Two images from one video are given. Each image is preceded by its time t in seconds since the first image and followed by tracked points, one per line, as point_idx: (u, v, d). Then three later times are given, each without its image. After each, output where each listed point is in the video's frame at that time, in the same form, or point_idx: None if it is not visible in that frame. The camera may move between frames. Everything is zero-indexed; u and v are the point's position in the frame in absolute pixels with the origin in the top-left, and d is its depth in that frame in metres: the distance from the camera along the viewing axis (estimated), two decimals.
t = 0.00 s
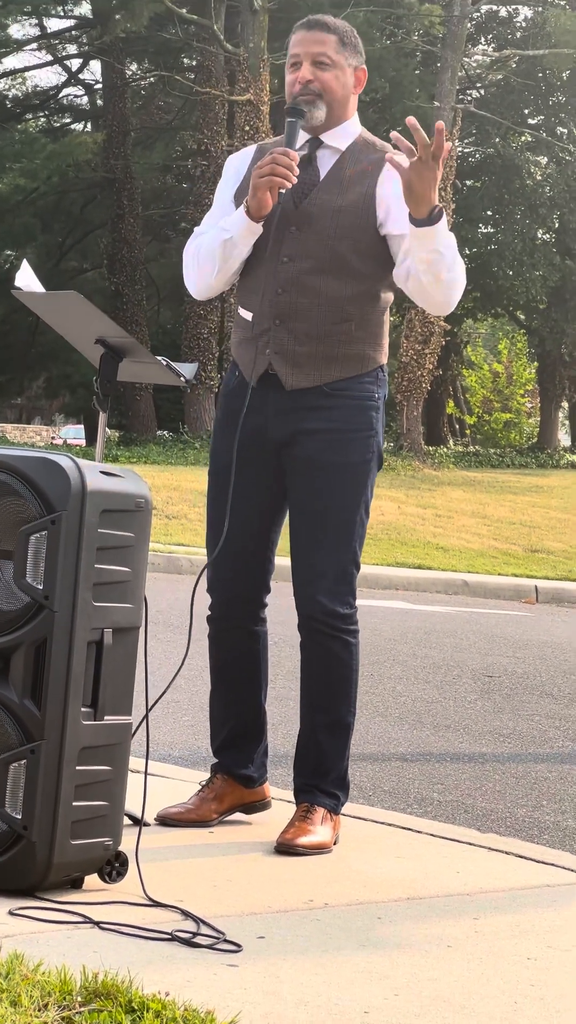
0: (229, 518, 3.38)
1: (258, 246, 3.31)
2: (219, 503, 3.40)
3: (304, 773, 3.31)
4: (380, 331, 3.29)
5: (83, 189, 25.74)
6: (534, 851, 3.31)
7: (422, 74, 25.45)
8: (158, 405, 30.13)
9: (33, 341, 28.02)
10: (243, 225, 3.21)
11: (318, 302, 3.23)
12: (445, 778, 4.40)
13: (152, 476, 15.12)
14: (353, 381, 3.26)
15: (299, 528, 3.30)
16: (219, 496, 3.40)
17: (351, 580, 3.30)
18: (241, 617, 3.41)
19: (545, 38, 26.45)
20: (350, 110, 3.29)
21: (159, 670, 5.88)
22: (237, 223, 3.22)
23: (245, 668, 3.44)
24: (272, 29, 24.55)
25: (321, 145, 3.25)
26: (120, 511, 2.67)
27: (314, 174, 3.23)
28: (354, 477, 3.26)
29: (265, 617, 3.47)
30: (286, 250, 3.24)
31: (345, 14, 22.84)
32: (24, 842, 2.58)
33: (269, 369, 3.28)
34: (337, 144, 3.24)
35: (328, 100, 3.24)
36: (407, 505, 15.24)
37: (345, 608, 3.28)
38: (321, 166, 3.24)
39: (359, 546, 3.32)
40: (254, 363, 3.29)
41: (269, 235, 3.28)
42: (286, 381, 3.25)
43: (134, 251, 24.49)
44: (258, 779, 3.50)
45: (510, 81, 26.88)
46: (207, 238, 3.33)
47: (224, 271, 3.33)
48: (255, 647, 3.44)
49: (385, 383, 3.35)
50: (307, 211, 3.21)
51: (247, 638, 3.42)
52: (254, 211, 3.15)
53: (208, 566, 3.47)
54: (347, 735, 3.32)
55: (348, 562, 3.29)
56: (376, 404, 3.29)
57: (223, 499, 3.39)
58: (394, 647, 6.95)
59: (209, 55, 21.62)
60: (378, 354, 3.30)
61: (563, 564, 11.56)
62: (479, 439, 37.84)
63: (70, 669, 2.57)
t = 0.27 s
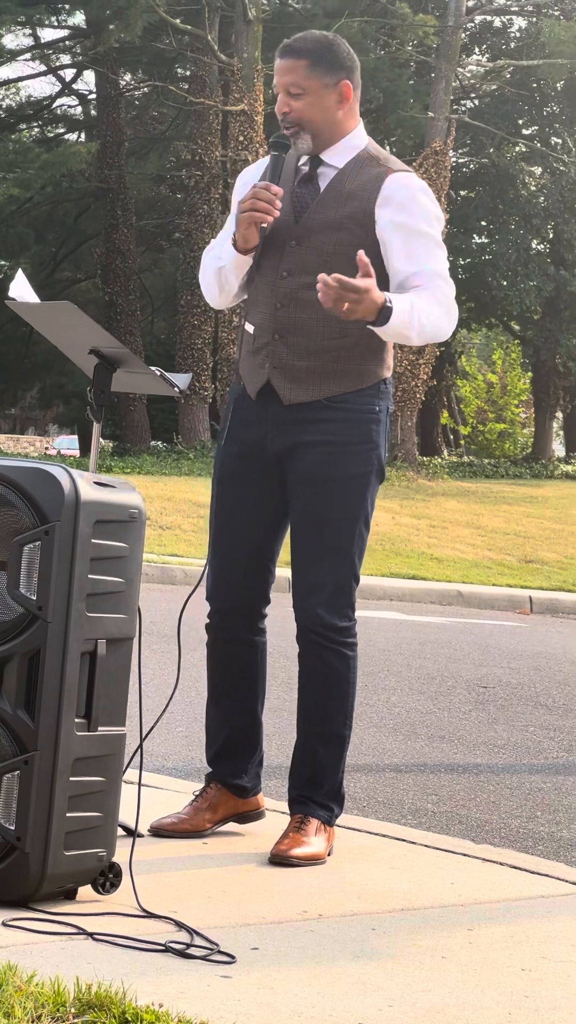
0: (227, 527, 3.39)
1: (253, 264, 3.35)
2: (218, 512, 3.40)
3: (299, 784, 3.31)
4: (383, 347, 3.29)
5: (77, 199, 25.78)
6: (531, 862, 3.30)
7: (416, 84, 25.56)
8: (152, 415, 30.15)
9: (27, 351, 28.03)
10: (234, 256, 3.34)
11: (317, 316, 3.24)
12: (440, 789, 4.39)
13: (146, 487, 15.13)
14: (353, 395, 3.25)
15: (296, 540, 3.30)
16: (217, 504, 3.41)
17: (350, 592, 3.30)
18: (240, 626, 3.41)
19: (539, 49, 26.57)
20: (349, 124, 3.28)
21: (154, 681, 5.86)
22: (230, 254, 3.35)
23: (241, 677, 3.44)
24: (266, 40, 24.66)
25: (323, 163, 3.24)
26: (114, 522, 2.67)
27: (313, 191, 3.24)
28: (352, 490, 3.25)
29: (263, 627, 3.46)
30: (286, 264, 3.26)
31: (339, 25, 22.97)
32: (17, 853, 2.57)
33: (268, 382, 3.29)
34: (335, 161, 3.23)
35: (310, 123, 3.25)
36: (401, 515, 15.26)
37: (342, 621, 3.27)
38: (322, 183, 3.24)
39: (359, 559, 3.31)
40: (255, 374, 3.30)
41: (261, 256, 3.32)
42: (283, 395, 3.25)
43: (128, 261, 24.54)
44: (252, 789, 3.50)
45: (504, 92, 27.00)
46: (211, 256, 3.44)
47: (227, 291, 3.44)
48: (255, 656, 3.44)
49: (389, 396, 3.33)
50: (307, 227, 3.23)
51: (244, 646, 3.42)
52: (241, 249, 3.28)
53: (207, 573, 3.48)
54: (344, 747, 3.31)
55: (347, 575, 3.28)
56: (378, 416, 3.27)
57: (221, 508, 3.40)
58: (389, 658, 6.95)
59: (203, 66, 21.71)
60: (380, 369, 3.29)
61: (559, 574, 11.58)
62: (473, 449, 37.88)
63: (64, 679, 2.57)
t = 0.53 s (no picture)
0: (218, 536, 3.41)
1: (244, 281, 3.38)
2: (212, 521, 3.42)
3: (291, 794, 3.31)
4: (367, 359, 3.27)
5: (70, 210, 25.82)
6: (525, 872, 3.30)
7: (409, 95, 25.66)
8: (145, 427, 30.15)
9: (21, 362, 28.04)
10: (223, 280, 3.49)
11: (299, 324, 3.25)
12: (434, 800, 4.39)
13: (139, 498, 15.11)
14: (339, 404, 3.23)
15: (285, 551, 3.29)
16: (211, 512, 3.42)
17: (340, 604, 3.28)
18: (234, 637, 3.42)
19: (531, 61, 26.70)
20: (330, 134, 3.26)
21: (147, 691, 5.86)
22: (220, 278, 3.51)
23: (234, 685, 3.43)
24: (260, 51, 24.79)
25: (304, 175, 3.26)
26: (108, 532, 2.67)
27: (292, 203, 3.25)
28: (338, 502, 3.23)
29: (258, 637, 3.47)
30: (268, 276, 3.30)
31: (332, 36, 23.09)
32: (9, 864, 2.57)
33: (251, 390, 3.30)
34: (314, 173, 3.24)
35: (285, 143, 3.27)
36: (394, 526, 15.27)
37: (331, 633, 3.27)
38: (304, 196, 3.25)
39: (348, 571, 3.29)
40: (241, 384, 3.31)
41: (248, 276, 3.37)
42: (261, 403, 3.26)
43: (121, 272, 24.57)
44: (241, 801, 3.49)
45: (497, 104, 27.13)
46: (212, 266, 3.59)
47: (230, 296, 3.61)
48: (250, 666, 3.44)
49: (380, 409, 3.28)
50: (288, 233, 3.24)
51: (236, 655, 3.42)
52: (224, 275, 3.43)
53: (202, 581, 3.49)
54: (335, 759, 3.29)
55: (333, 587, 3.26)
56: (362, 428, 3.23)
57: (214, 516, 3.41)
58: (382, 668, 6.95)
59: (196, 78, 21.78)
60: (366, 379, 3.26)
61: (553, 584, 11.61)
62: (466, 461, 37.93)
63: (57, 688, 2.57)
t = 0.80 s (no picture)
0: (207, 548, 3.41)
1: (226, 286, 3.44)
2: (200, 532, 3.42)
3: (282, 806, 3.31)
4: (339, 365, 3.28)
5: (65, 219, 25.85)
6: (520, 881, 3.30)
7: (404, 104, 25.74)
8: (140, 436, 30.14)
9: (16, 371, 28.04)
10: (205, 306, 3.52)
11: (274, 333, 3.27)
12: (430, 809, 4.39)
13: (134, 506, 15.10)
14: (309, 411, 3.25)
15: (261, 562, 3.29)
16: (198, 526, 3.43)
17: (316, 613, 3.28)
18: (223, 649, 3.43)
19: (525, 71, 26.83)
20: (305, 147, 3.29)
21: (142, 700, 5.86)
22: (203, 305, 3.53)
23: (227, 698, 3.44)
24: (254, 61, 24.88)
25: (281, 187, 3.31)
26: (103, 541, 2.68)
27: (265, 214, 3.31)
28: (312, 508, 3.23)
29: (251, 649, 3.47)
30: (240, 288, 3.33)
31: (326, 46, 23.19)
32: (4, 873, 2.56)
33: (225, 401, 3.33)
34: (288, 183, 3.29)
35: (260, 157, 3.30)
36: (388, 535, 15.29)
37: (309, 641, 3.26)
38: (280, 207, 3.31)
39: (323, 579, 3.28)
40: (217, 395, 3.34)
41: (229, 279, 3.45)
42: (234, 412, 3.29)
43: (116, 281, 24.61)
44: (237, 816, 3.47)
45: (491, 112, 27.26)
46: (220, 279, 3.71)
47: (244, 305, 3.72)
48: (241, 679, 3.44)
49: (353, 417, 3.30)
50: (265, 242, 3.28)
51: (228, 668, 3.43)
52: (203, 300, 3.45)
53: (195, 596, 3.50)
54: (322, 767, 3.29)
55: (307, 594, 3.26)
56: (334, 435, 3.25)
57: (203, 529, 3.42)
58: (377, 677, 6.95)
59: (191, 87, 21.86)
60: (336, 388, 3.28)
61: (548, 593, 11.63)
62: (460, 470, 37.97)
63: (51, 698, 2.57)
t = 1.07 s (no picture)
0: (194, 556, 3.42)
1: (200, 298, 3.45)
2: (186, 539, 3.43)
3: (275, 812, 3.32)
4: (312, 372, 3.29)
5: (60, 226, 25.87)
6: (516, 887, 3.30)
7: (399, 111, 25.79)
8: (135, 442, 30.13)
9: (12, 377, 28.02)
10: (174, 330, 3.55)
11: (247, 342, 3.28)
12: (426, 815, 4.40)
13: (128, 513, 15.08)
14: (283, 418, 3.25)
15: (236, 569, 3.28)
16: (182, 535, 3.44)
17: (293, 617, 3.26)
18: (213, 656, 3.44)
19: (520, 77, 26.92)
20: (274, 157, 3.31)
21: (138, 707, 5.85)
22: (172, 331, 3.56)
23: (219, 707, 3.45)
24: (249, 68, 24.95)
25: (252, 198, 3.33)
26: (99, 547, 2.68)
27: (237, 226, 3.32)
28: (287, 513, 3.22)
29: (242, 657, 3.47)
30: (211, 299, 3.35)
31: (321, 53, 23.26)
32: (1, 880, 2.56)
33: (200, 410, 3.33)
34: (259, 194, 3.31)
35: (231, 169, 3.31)
36: (384, 541, 15.31)
37: (288, 645, 3.25)
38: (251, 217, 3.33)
39: (299, 584, 3.27)
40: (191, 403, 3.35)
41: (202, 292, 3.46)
42: (208, 419, 3.29)
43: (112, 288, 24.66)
44: (236, 826, 3.46)
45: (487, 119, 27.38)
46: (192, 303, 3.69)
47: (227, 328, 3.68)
48: (233, 687, 3.45)
49: (326, 425, 3.31)
50: (240, 252, 3.29)
51: (219, 675, 3.44)
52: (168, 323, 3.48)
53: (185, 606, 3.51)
54: (312, 772, 3.29)
55: (283, 598, 3.24)
56: (307, 441, 3.26)
57: (188, 538, 3.43)
58: (373, 684, 6.95)
59: (187, 94, 21.89)
60: (309, 393, 3.28)
61: (543, 599, 11.65)
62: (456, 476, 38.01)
63: (48, 705, 2.57)
